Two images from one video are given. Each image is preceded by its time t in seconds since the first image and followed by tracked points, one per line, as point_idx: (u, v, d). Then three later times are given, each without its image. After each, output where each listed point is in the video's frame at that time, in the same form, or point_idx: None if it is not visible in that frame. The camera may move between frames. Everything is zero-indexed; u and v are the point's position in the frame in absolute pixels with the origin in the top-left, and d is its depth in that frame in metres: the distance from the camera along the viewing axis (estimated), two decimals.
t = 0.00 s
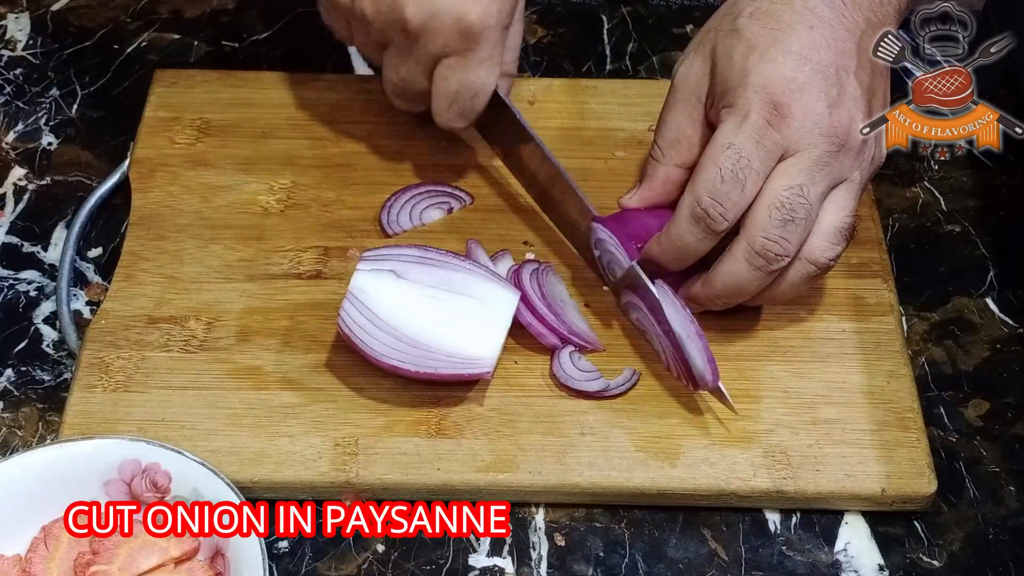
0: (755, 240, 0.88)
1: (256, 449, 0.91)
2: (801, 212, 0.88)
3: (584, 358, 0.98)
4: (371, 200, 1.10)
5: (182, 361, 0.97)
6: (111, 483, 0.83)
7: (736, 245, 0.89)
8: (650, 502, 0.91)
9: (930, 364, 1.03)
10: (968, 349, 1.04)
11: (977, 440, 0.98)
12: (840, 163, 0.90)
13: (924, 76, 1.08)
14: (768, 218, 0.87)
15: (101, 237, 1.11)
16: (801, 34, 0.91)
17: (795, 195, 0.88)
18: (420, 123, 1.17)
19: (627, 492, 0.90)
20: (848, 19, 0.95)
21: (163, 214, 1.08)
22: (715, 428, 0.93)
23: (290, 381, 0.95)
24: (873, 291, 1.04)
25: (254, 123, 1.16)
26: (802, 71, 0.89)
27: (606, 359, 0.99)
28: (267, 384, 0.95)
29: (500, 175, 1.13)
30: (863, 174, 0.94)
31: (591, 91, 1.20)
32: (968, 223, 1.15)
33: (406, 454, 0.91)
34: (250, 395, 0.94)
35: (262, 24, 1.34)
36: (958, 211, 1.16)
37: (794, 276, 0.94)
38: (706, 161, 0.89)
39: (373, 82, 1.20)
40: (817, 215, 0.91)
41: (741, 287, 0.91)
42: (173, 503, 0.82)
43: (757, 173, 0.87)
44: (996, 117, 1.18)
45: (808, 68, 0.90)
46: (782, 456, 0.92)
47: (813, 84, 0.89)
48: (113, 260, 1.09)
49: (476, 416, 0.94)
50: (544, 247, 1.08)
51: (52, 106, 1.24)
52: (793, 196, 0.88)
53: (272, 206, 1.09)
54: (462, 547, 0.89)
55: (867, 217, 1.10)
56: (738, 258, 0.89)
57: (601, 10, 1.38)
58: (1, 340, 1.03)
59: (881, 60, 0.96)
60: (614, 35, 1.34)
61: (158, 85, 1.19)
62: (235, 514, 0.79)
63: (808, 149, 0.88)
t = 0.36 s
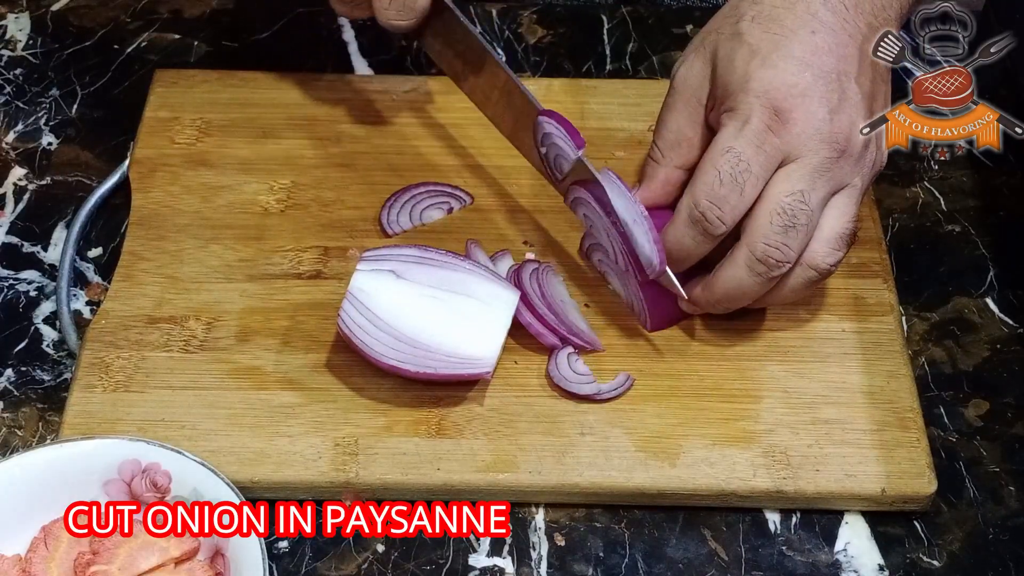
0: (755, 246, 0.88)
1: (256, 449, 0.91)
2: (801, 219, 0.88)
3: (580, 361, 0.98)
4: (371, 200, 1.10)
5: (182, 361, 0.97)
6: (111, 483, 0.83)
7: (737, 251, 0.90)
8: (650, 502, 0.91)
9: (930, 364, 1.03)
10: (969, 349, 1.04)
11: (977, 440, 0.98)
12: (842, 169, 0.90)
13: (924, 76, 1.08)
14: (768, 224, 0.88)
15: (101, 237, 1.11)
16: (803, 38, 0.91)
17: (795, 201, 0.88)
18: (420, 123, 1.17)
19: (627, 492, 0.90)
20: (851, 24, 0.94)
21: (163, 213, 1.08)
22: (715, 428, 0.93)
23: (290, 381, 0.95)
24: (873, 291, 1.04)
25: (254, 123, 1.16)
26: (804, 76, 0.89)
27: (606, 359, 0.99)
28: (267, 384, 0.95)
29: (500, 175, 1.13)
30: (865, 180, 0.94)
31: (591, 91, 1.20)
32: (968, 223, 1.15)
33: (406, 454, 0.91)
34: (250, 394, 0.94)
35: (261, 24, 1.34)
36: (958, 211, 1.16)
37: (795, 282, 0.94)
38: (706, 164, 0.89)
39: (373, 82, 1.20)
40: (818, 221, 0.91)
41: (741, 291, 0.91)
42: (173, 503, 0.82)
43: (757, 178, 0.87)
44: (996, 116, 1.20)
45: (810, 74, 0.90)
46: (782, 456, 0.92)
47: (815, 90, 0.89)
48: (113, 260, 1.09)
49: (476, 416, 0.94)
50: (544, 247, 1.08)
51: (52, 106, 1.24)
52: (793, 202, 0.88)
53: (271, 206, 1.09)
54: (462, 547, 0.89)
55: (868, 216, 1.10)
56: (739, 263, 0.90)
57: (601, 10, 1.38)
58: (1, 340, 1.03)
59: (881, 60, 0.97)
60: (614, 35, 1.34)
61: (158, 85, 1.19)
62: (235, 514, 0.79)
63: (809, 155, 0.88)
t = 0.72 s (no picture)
0: (755, 243, 0.88)
1: (256, 449, 0.91)
2: (801, 216, 0.88)
3: (580, 360, 0.98)
4: (371, 200, 1.10)
5: (182, 361, 0.97)
6: (111, 483, 0.83)
7: (736, 248, 0.90)
8: (650, 502, 0.91)
9: (930, 364, 1.03)
10: (969, 349, 1.04)
11: (977, 440, 0.98)
12: (841, 167, 0.90)
13: (924, 76, 1.08)
14: (767, 221, 0.88)
15: (101, 237, 1.11)
16: (802, 37, 0.91)
17: (795, 198, 0.88)
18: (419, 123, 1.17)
19: (627, 492, 0.90)
20: (850, 23, 0.94)
21: (163, 213, 1.08)
22: (715, 428, 0.93)
23: (290, 381, 0.95)
24: (873, 291, 1.04)
25: (254, 123, 1.16)
26: (803, 74, 0.89)
27: (605, 358, 0.99)
28: (267, 384, 0.95)
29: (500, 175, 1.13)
30: (864, 178, 0.94)
31: (591, 91, 1.20)
32: (968, 223, 1.15)
33: (407, 454, 0.91)
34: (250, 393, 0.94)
35: (261, 24, 1.34)
36: (958, 211, 1.16)
37: (795, 279, 0.94)
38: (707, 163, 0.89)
39: (373, 82, 1.20)
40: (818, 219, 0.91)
41: (741, 289, 0.91)
42: (173, 503, 0.82)
43: (757, 176, 0.88)
44: (996, 117, 1.19)
45: (809, 72, 0.90)
46: (782, 456, 0.92)
47: (815, 88, 0.89)
48: (113, 260, 1.09)
49: (476, 416, 0.94)
50: (544, 247, 1.07)
51: (52, 106, 1.24)
52: (794, 199, 0.88)
53: (271, 206, 1.09)
54: (462, 547, 0.89)
55: (868, 216, 1.10)
56: (738, 262, 0.90)
57: (602, 10, 1.38)
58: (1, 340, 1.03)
59: (881, 61, 0.97)
60: (614, 35, 1.34)
61: (158, 85, 1.19)
62: (235, 514, 0.79)
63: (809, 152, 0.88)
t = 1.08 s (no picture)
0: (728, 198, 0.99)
1: (257, 449, 0.91)
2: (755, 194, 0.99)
3: (579, 360, 0.98)
4: (371, 200, 1.10)
5: (182, 361, 0.97)
6: (111, 483, 0.83)
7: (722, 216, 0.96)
8: (650, 502, 0.91)
9: (930, 364, 1.03)
10: (969, 349, 1.04)
11: (977, 440, 0.98)
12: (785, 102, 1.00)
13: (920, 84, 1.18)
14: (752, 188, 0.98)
15: (101, 237, 1.11)
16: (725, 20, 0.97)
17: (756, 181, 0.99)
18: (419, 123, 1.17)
19: (627, 491, 0.90)
20: None
21: (163, 213, 1.08)
22: (715, 428, 0.93)
23: (290, 381, 0.95)
24: (873, 291, 1.04)
25: (254, 123, 1.16)
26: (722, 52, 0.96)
27: (604, 358, 0.99)
28: (267, 384, 0.95)
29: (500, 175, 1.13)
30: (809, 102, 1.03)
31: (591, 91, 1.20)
32: (968, 223, 1.15)
33: (407, 454, 0.91)
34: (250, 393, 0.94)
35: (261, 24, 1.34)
36: (958, 211, 1.16)
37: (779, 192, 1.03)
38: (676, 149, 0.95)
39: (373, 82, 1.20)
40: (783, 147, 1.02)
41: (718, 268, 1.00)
42: (173, 503, 0.82)
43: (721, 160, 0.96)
44: (995, 116, 1.23)
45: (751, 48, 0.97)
46: (782, 456, 0.92)
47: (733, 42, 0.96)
48: (113, 260, 1.09)
49: (476, 417, 0.94)
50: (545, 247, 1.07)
51: (52, 106, 1.24)
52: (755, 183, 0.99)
53: (271, 206, 1.09)
54: (462, 547, 0.89)
55: (868, 216, 1.10)
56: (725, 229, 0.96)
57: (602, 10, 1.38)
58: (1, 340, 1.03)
59: None
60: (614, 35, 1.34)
61: (158, 85, 1.19)
62: (235, 514, 0.79)
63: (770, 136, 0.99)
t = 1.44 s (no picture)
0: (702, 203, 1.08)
1: (257, 449, 0.91)
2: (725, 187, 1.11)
3: (580, 360, 0.98)
4: (371, 200, 1.10)
5: (182, 361, 0.97)
6: (111, 483, 0.83)
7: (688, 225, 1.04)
8: (650, 502, 0.91)
9: (930, 364, 1.03)
10: (969, 349, 1.04)
11: (977, 440, 0.98)
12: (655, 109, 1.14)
13: (925, 77, 1.28)
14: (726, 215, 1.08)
15: (101, 237, 1.11)
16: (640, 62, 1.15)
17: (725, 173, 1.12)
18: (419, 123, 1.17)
19: (627, 491, 0.90)
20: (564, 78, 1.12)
21: (163, 213, 1.08)
22: (715, 428, 0.93)
23: (290, 382, 0.95)
24: (873, 291, 1.04)
25: (255, 123, 1.16)
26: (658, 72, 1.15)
27: (604, 358, 0.99)
28: (267, 384, 0.95)
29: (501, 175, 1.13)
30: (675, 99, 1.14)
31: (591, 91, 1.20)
32: (968, 223, 1.15)
33: (406, 454, 0.91)
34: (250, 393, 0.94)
35: (261, 24, 1.34)
36: (958, 211, 1.16)
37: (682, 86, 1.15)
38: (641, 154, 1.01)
39: (373, 82, 1.20)
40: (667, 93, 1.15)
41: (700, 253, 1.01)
42: (173, 503, 0.82)
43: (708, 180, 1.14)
44: (995, 117, 1.23)
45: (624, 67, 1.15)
46: (782, 456, 0.92)
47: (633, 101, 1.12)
48: (113, 260, 1.09)
49: (476, 416, 0.93)
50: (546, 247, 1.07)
51: (52, 106, 1.24)
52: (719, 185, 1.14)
53: (272, 206, 1.09)
54: (462, 547, 0.89)
55: (868, 216, 1.10)
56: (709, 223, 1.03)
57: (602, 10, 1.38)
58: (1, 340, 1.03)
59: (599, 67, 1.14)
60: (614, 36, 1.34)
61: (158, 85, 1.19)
62: (235, 514, 0.79)
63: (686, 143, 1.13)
